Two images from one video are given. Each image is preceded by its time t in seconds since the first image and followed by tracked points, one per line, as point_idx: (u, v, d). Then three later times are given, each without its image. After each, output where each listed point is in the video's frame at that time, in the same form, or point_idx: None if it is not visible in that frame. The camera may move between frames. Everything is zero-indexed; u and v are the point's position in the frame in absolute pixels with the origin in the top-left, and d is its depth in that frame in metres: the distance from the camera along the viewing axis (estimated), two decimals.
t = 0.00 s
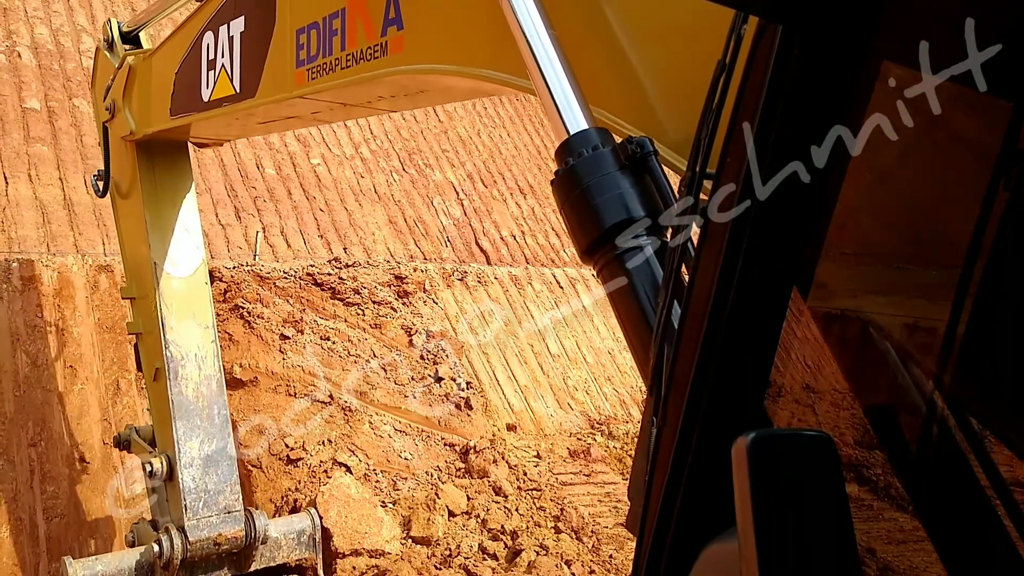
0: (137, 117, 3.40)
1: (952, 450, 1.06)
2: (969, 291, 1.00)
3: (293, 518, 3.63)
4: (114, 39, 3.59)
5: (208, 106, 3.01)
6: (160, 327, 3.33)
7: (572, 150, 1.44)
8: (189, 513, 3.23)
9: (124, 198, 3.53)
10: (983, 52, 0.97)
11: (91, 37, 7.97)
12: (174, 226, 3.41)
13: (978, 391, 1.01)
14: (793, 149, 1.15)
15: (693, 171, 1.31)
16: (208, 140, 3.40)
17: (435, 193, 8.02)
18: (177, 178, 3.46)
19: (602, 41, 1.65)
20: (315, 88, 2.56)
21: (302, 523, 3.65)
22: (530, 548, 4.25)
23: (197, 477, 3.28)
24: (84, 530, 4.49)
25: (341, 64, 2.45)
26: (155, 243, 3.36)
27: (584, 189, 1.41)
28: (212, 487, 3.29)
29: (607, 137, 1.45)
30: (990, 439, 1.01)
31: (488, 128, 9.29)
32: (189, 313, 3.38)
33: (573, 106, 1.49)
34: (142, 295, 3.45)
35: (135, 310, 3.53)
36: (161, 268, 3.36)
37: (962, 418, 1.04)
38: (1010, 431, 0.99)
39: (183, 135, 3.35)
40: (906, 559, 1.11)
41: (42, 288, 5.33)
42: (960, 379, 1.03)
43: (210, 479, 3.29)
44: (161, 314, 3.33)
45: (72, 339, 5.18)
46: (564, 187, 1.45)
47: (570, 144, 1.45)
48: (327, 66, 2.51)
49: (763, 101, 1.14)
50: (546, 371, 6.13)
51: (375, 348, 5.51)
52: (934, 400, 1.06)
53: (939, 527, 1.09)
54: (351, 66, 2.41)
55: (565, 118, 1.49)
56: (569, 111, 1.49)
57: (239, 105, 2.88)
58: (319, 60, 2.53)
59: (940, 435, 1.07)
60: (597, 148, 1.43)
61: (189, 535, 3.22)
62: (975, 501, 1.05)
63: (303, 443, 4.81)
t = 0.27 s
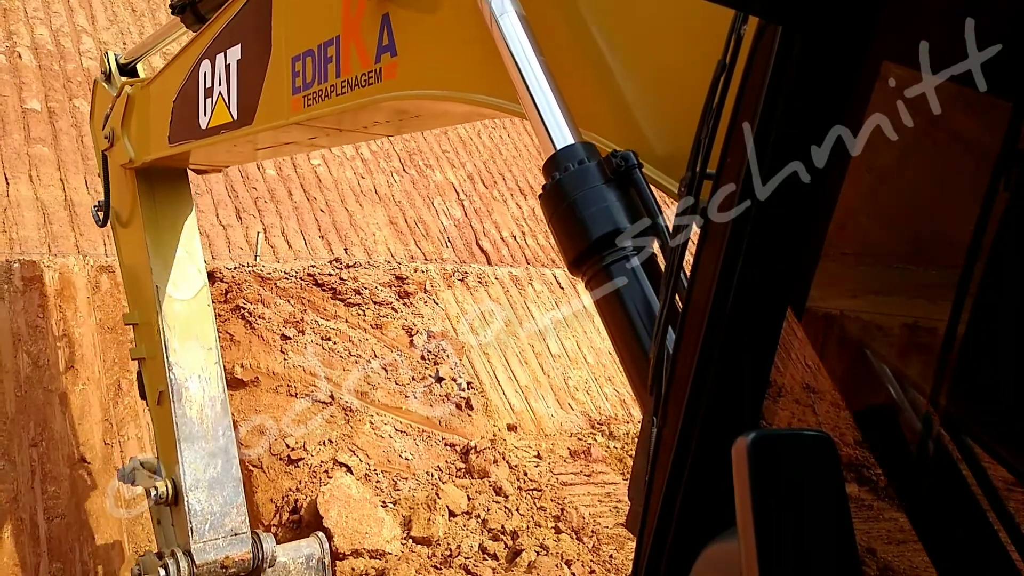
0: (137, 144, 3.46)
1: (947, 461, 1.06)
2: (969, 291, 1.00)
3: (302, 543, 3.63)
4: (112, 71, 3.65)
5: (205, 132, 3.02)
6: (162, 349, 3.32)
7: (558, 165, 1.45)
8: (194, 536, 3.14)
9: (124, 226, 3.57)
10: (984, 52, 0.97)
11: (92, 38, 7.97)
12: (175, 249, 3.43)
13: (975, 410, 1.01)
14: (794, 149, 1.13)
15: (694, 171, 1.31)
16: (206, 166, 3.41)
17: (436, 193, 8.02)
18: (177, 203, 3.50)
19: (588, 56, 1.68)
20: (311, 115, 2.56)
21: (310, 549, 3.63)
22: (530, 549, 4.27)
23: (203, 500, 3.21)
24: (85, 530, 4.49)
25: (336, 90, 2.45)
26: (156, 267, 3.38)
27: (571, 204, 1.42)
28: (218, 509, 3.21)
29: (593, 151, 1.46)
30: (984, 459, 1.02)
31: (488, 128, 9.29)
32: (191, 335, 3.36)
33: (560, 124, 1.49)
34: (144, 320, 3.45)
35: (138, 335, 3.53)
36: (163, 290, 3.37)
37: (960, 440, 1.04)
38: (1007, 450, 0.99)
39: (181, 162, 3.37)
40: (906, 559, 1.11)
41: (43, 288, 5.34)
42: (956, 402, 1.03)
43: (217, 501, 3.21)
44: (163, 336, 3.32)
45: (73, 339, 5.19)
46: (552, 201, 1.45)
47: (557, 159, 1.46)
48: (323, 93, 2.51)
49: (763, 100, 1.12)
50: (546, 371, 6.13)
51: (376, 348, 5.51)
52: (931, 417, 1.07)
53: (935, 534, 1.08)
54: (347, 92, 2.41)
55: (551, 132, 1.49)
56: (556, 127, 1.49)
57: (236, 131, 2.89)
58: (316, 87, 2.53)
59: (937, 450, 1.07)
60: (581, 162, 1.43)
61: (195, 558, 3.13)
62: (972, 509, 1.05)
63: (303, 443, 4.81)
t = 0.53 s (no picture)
0: (134, 165, 3.47)
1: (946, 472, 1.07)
2: (969, 291, 1.00)
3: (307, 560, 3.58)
4: (109, 94, 3.67)
5: (203, 152, 3.02)
6: (163, 365, 3.32)
7: (548, 175, 1.45)
8: (198, 553, 3.12)
9: (122, 247, 3.59)
10: (984, 52, 0.97)
11: (92, 38, 7.97)
12: (174, 267, 3.46)
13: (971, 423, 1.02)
14: (794, 149, 1.12)
15: (694, 171, 1.31)
16: (204, 185, 3.42)
17: (436, 193, 8.02)
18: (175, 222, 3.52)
19: (583, 74, 1.70)
20: (308, 135, 2.55)
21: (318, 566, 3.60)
22: (530, 549, 4.26)
23: (205, 516, 3.19)
24: (85, 530, 4.48)
25: (333, 110, 2.45)
26: (156, 285, 3.40)
27: (561, 213, 1.42)
28: (221, 525, 3.19)
29: (582, 161, 1.46)
30: (984, 472, 1.02)
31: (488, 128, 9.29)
32: (192, 351, 3.38)
33: (550, 137, 1.50)
34: (144, 339, 3.46)
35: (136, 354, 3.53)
36: (163, 307, 3.38)
37: (960, 456, 1.05)
38: (1007, 464, 0.99)
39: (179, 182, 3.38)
40: (907, 560, 1.12)
41: (43, 288, 5.34)
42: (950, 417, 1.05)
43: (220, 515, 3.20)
44: (163, 353, 3.33)
45: (72, 339, 5.18)
46: (542, 211, 1.45)
47: (547, 169, 1.46)
48: (320, 113, 2.50)
49: (763, 100, 1.11)
50: (546, 372, 6.13)
51: (375, 349, 5.51)
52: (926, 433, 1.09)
53: (933, 537, 1.09)
54: (344, 112, 2.41)
55: (542, 145, 1.50)
56: (546, 139, 1.50)
57: (233, 151, 2.89)
58: (311, 107, 2.53)
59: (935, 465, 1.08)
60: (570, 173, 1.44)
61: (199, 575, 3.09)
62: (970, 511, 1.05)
63: (303, 443, 4.82)
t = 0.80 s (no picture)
0: (133, 178, 3.47)
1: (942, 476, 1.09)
2: (969, 291, 1.00)
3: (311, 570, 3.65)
4: (107, 109, 3.67)
5: (202, 165, 3.02)
6: (163, 375, 3.32)
7: (542, 181, 1.45)
8: (200, 562, 3.11)
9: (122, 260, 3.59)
10: (984, 52, 0.97)
11: (91, 38, 7.96)
12: (174, 278, 3.47)
13: (969, 435, 1.04)
14: (794, 149, 1.12)
15: (694, 170, 1.30)
16: (203, 198, 3.41)
17: (435, 194, 8.02)
18: (174, 235, 3.53)
19: (578, 83, 1.69)
20: (304, 148, 2.55)
21: None
22: (529, 550, 4.26)
23: (208, 525, 3.18)
24: (84, 531, 4.48)
25: (330, 122, 2.45)
26: (155, 296, 3.40)
27: (554, 220, 1.42)
28: (223, 534, 3.18)
29: (575, 168, 1.46)
30: (984, 484, 1.04)
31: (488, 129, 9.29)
32: (191, 361, 3.38)
33: (545, 147, 1.50)
34: (143, 350, 3.46)
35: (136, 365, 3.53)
36: (162, 318, 3.39)
37: (962, 470, 1.07)
38: (1003, 474, 1.02)
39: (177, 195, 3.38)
40: (906, 559, 1.13)
41: (43, 288, 5.34)
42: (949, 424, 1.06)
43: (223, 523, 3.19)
44: (163, 364, 3.33)
45: (72, 339, 5.18)
46: (536, 218, 1.46)
47: (540, 176, 1.46)
48: (317, 126, 2.50)
49: (763, 101, 1.11)
50: (546, 372, 6.13)
51: (375, 349, 5.51)
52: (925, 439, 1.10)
53: (927, 535, 1.12)
54: (341, 125, 2.40)
55: (535, 151, 1.50)
56: (541, 149, 1.50)
57: (232, 164, 2.88)
58: (309, 121, 2.52)
59: (933, 467, 1.10)
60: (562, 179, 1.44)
61: None
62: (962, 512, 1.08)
63: (303, 444, 4.81)
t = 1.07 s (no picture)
0: (133, 179, 3.47)
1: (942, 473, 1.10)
2: (970, 291, 1.00)
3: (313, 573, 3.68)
4: (107, 110, 3.66)
5: (202, 165, 3.02)
6: (164, 376, 3.32)
7: (541, 181, 1.45)
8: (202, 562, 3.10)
9: (122, 261, 3.60)
10: (983, 52, 0.95)
11: (91, 37, 7.96)
12: (174, 278, 3.47)
13: (968, 436, 1.04)
14: (794, 149, 1.13)
15: (693, 170, 1.30)
16: (203, 198, 3.41)
17: (435, 193, 8.02)
18: (174, 236, 3.53)
19: (575, 82, 1.70)
20: (304, 148, 2.55)
21: None
22: (530, 549, 4.27)
23: (210, 526, 3.17)
24: (84, 530, 4.49)
25: (330, 122, 2.45)
26: (156, 296, 3.41)
27: (554, 220, 1.42)
28: (224, 535, 3.17)
29: (574, 168, 1.46)
30: (984, 483, 1.04)
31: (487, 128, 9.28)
32: (192, 362, 3.38)
33: (546, 149, 1.50)
34: (144, 351, 3.47)
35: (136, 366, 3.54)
36: (163, 319, 3.40)
37: (962, 469, 1.07)
38: (1001, 472, 1.01)
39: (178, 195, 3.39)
40: (907, 559, 1.12)
41: (42, 287, 5.34)
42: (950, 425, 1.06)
43: (224, 525, 3.19)
44: (164, 364, 3.33)
45: (71, 338, 5.18)
46: (535, 218, 1.46)
47: (540, 176, 1.46)
48: (316, 126, 2.51)
49: (763, 101, 1.12)
50: (546, 371, 6.13)
51: (375, 348, 5.51)
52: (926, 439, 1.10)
53: (928, 532, 1.12)
54: (342, 125, 2.40)
55: (534, 152, 1.50)
56: (541, 150, 1.49)
57: (232, 164, 2.88)
58: (309, 120, 2.52)
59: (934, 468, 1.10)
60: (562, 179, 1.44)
61: None
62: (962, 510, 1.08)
63: (303, 442, 4.82)
